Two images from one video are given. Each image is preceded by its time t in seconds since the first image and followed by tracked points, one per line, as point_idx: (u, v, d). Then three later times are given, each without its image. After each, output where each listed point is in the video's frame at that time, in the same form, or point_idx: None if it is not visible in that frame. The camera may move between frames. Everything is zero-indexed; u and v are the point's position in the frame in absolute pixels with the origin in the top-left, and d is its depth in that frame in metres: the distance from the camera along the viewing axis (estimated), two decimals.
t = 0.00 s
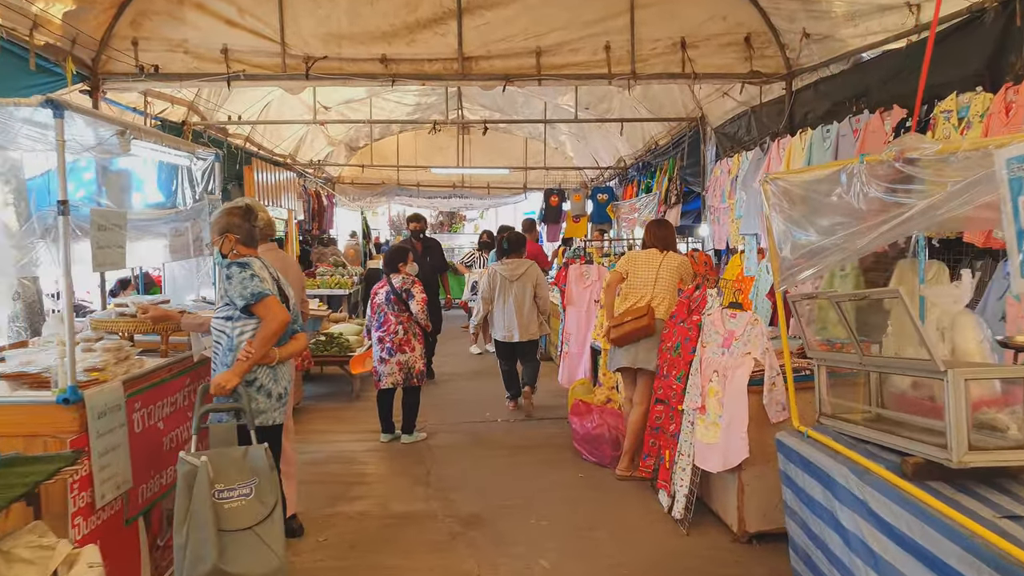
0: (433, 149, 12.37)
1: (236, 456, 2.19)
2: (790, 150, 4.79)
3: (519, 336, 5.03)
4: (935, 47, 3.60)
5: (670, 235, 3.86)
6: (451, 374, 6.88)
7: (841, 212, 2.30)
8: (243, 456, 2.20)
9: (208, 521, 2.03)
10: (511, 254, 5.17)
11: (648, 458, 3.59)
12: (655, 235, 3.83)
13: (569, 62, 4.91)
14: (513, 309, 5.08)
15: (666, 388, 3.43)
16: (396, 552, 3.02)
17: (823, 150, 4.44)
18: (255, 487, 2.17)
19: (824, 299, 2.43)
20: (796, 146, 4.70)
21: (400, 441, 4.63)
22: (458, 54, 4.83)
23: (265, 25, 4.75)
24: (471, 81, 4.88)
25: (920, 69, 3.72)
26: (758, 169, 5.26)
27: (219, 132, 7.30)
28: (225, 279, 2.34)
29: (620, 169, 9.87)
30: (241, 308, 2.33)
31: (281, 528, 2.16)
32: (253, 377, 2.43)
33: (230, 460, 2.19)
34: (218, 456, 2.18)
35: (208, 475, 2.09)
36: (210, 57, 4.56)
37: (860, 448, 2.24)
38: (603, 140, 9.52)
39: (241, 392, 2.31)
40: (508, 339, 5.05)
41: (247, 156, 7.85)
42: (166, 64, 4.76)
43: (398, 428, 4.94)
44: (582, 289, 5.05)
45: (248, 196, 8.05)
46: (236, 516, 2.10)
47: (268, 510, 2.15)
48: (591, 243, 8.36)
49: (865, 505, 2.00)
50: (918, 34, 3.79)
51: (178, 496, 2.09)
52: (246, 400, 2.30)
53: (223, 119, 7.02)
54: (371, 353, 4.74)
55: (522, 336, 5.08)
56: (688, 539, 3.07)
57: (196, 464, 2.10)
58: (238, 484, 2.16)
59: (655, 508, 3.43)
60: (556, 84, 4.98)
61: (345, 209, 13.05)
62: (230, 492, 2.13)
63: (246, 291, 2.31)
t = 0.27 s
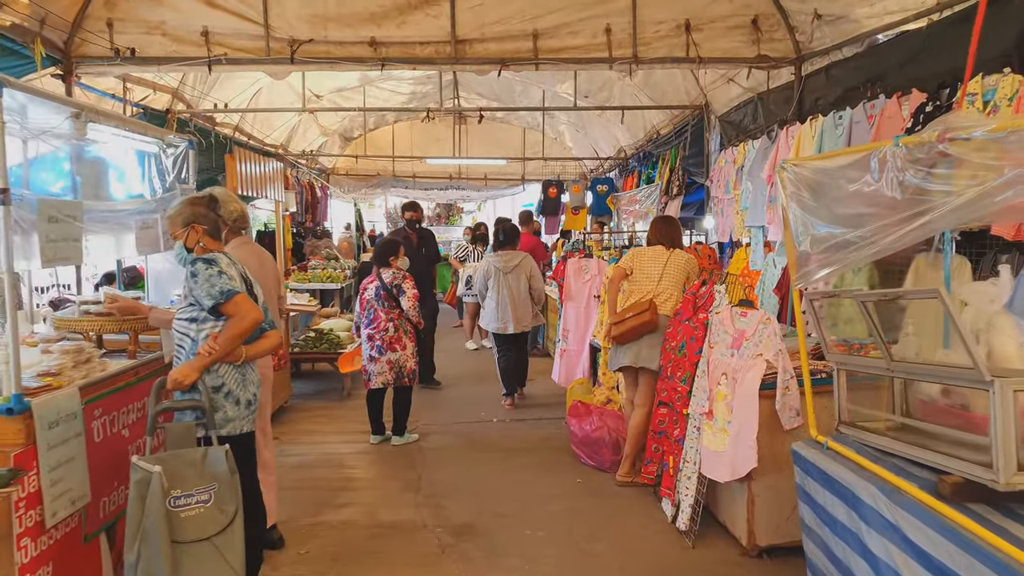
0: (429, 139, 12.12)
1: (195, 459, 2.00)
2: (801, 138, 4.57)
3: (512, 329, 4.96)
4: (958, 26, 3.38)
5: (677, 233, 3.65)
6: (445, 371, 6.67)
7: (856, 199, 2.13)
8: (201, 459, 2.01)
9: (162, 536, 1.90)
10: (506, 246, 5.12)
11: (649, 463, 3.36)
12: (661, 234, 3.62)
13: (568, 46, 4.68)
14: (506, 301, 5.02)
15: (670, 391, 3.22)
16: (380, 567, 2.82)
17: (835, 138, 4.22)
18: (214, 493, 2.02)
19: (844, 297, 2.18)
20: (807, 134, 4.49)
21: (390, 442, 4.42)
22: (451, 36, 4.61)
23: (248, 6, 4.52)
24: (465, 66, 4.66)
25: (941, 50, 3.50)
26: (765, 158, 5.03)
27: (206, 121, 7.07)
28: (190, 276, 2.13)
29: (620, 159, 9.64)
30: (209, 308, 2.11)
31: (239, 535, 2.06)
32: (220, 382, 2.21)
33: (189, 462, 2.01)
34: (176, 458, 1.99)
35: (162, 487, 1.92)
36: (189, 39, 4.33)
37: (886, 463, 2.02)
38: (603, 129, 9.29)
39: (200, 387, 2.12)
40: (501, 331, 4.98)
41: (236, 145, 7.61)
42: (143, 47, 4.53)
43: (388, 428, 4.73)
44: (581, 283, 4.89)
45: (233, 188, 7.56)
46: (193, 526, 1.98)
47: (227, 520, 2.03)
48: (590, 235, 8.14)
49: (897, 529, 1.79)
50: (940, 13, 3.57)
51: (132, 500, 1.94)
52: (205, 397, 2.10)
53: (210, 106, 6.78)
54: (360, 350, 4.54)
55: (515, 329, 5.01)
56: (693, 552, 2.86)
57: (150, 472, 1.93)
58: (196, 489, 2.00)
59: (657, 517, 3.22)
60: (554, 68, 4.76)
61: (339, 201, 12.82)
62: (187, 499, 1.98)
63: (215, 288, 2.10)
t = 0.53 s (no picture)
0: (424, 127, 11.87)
1: (150, 472, 1.79)
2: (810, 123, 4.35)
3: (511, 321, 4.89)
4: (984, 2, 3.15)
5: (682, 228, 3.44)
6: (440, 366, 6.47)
7: (872, 185, 1.94)
8: (156, 472, 1.80)
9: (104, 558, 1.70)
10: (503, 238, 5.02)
11: (653, 470, 3.15)
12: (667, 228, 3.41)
13: (566, 26, 4.44)
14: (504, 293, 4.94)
15: (675, 394, 3.01)
16: None
17: (847, 122, 4.00)
18: (169, 511, 1.80)
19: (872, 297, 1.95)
20: (815, 119, 4.27)
21: (379, 444, 4.22)
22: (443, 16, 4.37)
23: None
24: (458, 48, 4.42)
25: (964, 28, 3.27)
26: (772, 146, 4.80)
27: (192, 108, 6.83)
28: (146, 276, 1.90)
29: (620, 147, 9.41)
30: (170, 310, 1.89)
31: (195, 557, 1.84)
32: (181, 389, 1.98)
33: (143, 474, 1.80)
34: (129, 469, 1.78)
35: (109, 504, 1.72)
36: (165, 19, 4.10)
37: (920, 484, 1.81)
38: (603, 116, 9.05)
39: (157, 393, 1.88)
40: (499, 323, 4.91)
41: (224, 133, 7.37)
42: (118, 28, 4.29)
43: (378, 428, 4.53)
44: (579, 277, 4.70)
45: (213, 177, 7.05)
46: (144, 546, 1.77)
47: (182, 542, 1.82)
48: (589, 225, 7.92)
49: (939, 564, 1.58)
50: None
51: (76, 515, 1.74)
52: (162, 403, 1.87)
53: (195, 92, 6.54)
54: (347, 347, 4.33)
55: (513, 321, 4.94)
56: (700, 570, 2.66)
57: (95, 488, 1.72)
58: (150, 505, 1.79)
59: (660, 529, 3.02)
60: (551, 50, 4.53)
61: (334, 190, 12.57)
62: (139, 515, 1.78)
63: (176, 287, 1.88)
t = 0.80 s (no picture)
0: (422, 124, 11.68)
1: (91, 510, 1.56)
2: (827, 122, 4.12)
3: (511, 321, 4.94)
4: None
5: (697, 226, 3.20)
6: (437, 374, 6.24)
7: (915, 199, 1.74)
8: (99, 511, 1.57)
9: None
10: (501, 238, 4.96)
11: (664, 496, 2.93)
12: (679, 227, 3.17)
13: (569, 20, 4.22)
14: (503, 293, 4.96)
15: (689, 415, 2.79)
16: None
17: (865, 122, 3.78)
18: (108, 557, 1.56)
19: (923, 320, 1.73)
20: (831, 119, 4.06)
21: (371, 461, 4.00)
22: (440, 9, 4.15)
23: None
24: (455, 42, 4.21)
25: (996, 22, 3.04)
26: (786, 146, 4.56)
27: (181, 105, 6.60)
28: (98, 296, 1.68)
29: (622, 145, 9.18)
30: (123, 334, 1.67)
31: None
32: (140, 420, 1.74)
33: (87, 512, 1.57)
34: (70, 504, 1.56)
35: (30, 548, 1.50)
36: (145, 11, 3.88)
37: (978, 533, 1.59)
38: (605, 114, 8.83)
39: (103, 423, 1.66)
40: (498, 323, 4.94)
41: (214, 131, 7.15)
42: (97, 21, 4.08)
43: (371, 443, 4.31)
44: (581, 283, 4.42)
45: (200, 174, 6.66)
46: None
47: None
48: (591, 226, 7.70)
49: None
50: None
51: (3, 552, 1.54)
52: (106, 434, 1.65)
53: (183, 89, 6.31)
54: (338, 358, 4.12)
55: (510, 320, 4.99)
56: None
57: (20, 525, 1.51)
58: (88, 548, 1.56)
59: (672, 561, 2.79)
60: (554, 45, 4.31)
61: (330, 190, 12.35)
62: (75, 560, 1.55)
63: (130, 308, 1.66)
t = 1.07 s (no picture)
0: (424, 120, 11.46)
1: (31, 546, 1.40)
2: (853, 114, 3.87)
3: (507, 318, 4.92)
4: None
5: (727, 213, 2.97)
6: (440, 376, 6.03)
7: (1003, 188, 1.52)
8: (41, 547, 1.40)
9: None
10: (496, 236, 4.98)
11: (688, 513, 2.72)
12: (702, 214, 2.95)
13: (581, 5, 3.99)
14: (498, 290, 4.95)
15: (717, 426, 2.58)
16: None
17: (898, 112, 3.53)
18: None
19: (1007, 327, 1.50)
20: (859, 109, 3.83)
21: (371, 469, 3.79)
22: None
23: None
24: (461, 29, 3.98)
25: None
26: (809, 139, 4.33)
27: (176, 98, 6.38)
28: (45, 299, 1.46)
29: (630, 140, 8.95)
30: (65, 345, 1.44)
31: None
32: (95, 442, 1.52)
33: (29, 547, 1.41)
34: (10, 537, 1.41)
35: None
36: None
37: None
38: (612, 108, 8.60)
39: (49, 447, 1.46)
40: (494, 320, 4.92)
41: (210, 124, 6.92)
42: (82, 4, 3.85)
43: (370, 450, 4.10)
44: (592, 283, 4.15)
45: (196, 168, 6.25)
46: None
47: None
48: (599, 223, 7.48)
49: None
50: None
51: None
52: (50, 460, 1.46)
53: (177, 80, 6.09)
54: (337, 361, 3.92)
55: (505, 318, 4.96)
56: None
57: None
58: None
59: None
60: (565, 32, 4.08)
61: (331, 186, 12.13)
62: None
63: (73, 316, 1.43)
